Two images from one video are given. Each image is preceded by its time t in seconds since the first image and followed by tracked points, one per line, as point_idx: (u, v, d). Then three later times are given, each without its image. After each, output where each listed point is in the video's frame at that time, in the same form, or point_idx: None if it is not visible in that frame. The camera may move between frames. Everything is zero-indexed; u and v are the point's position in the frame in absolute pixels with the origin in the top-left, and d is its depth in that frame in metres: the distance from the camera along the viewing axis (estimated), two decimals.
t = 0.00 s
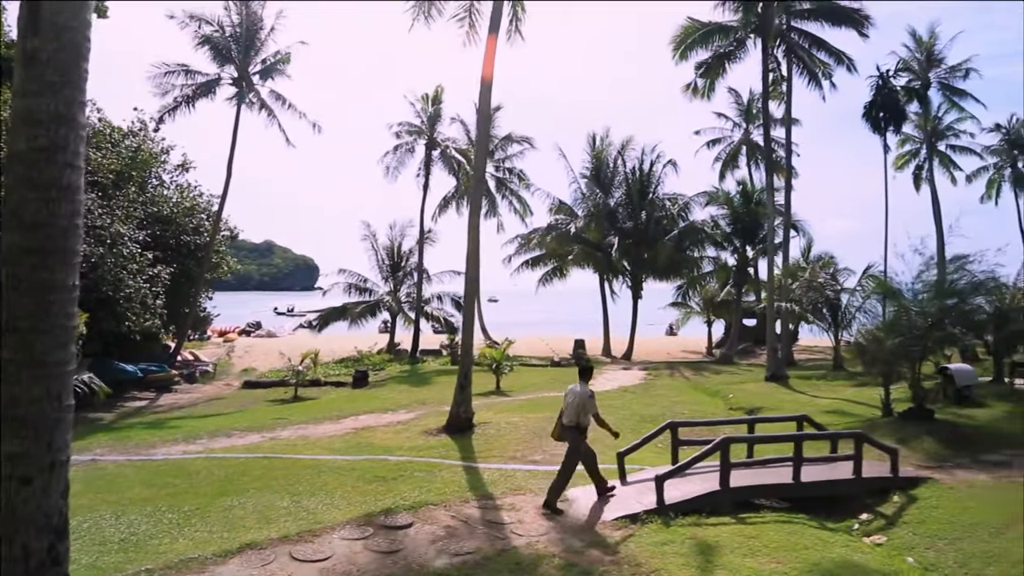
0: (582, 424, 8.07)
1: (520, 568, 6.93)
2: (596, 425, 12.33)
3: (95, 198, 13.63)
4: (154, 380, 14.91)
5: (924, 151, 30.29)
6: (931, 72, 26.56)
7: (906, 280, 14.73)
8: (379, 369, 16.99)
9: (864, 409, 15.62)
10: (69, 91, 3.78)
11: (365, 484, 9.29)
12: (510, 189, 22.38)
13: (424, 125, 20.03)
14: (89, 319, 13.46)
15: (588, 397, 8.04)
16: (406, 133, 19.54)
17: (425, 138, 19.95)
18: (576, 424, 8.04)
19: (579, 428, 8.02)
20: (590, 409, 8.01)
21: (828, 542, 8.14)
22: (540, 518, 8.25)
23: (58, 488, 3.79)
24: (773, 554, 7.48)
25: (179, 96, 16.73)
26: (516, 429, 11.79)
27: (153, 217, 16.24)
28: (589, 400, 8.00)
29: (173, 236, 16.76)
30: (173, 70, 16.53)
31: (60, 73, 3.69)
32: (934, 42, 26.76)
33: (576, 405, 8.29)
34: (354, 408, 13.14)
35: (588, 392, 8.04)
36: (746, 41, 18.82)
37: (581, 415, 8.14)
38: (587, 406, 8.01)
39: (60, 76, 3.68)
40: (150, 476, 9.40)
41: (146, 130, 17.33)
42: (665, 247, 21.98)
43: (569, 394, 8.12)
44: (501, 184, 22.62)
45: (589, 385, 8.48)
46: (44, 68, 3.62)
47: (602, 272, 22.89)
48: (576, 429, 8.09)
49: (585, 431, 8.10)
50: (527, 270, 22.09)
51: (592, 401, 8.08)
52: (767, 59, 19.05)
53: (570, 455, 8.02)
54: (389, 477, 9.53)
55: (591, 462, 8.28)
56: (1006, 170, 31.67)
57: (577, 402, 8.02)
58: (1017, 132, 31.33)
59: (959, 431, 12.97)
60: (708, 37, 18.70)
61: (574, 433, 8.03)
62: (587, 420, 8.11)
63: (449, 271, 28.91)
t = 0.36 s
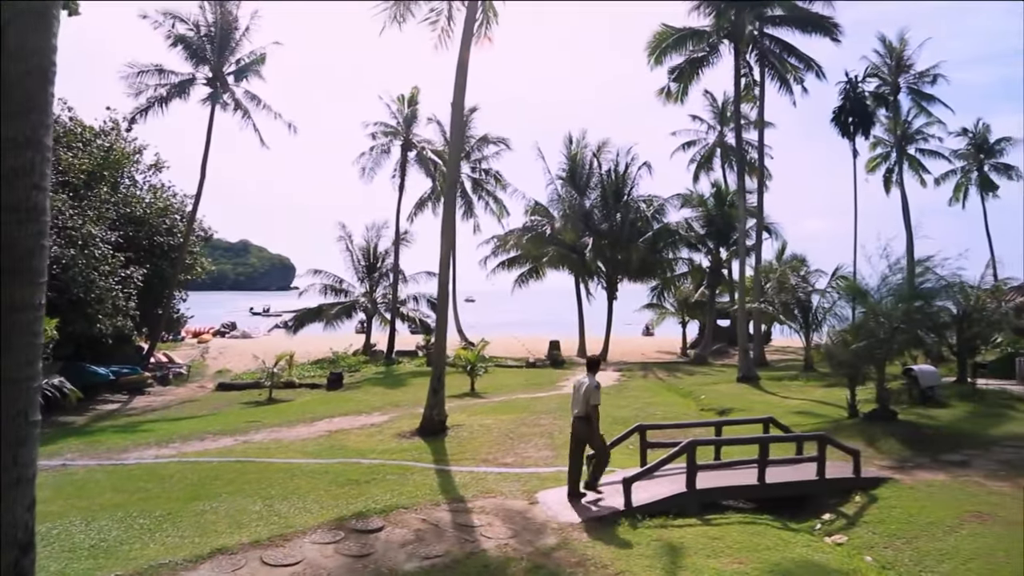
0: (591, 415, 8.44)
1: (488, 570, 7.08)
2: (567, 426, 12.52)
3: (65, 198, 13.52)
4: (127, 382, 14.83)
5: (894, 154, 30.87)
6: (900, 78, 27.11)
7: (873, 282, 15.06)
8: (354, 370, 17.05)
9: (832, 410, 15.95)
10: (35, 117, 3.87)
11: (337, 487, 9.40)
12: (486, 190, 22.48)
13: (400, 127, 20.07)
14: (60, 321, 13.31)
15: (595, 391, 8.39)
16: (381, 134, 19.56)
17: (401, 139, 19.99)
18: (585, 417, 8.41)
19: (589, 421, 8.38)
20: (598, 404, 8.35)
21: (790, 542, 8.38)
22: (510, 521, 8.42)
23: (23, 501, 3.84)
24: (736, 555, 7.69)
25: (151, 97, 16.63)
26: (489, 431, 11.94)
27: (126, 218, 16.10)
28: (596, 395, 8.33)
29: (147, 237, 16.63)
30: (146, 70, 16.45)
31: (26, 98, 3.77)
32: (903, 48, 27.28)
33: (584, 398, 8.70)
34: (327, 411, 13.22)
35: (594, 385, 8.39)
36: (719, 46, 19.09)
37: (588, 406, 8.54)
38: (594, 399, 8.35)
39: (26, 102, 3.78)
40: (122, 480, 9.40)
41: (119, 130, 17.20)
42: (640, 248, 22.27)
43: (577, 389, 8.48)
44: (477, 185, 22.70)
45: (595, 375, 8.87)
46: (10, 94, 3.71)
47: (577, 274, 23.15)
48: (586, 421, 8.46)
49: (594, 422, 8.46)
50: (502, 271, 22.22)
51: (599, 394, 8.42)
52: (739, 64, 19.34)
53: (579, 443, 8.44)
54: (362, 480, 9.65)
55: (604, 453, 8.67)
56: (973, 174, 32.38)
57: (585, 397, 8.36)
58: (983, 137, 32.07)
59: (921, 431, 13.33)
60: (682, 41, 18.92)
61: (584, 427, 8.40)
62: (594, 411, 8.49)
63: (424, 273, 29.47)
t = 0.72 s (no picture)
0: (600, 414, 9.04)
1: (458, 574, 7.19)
2: (539, 428, 12.69)
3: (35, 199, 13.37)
4: (98, 386, 14.73)
5: (865, 158, 31.44)
6: (871, 83, 27.64)
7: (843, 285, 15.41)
8: (329, 373, 17.12)
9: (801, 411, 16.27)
10: None
11: (310, 492, 9.50)
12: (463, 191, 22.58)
13: (375, 128, 20.08)
14: (29, 323, 13.13)
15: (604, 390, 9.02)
16: (357, 135, 19.54)
17: (376, 141, 19.99)
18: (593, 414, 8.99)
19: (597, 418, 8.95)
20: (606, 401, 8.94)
21: (754, 543, 8.60)
22: (480, 525, 8.56)
23: None
24: (700, 556, 7.89)
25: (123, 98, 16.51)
26: (461, 434, 12.08)
27: (98, 219, 15.94)
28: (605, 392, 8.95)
29: (118, 238, 16.47)
30: (119, 69, 16.32)
31: None
32: (874, 54, 27.80)
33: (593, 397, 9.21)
34: (301, 414, 13.31)
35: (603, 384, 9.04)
36: (691, 52, 19.35)
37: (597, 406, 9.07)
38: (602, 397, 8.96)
39: None
40: (93, 486, 9.40)
41: (90, 130, 17.04)
42: (615, 250, 22.55)
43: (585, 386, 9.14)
44: (453, 186, 22.77)
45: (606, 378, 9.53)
46: None
47: (552, 275, 23.36)
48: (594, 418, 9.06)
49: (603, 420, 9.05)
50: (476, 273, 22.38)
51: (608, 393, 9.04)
52: (712, 69, 19.62)
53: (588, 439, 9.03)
54: (334, 485, 9.76)
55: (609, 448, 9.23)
56: (941, 177, 33.10)
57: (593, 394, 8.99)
58: (951, 141, 32.80)
59: (885, 432, 13.70)
60: (655, 46, 19.16)
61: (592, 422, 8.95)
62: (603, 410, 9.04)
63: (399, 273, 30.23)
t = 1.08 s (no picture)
0: (600, 411, 9.77)
1: None
2: (512, 432, 12.87)
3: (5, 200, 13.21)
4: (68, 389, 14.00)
5: (837, 161, 31.99)
6: (842, 87, 28.16)
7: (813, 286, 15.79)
8: (303, 376, 17.17)
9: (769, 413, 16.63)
10: None
11: (283, 497, 9.57)
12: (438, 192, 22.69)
13: (351, 129, 20.09)
14: None
15: (605, 388, 9.76)
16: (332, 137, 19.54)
17: (352, 142, 19.99)
18: (594, 411, 9.68)
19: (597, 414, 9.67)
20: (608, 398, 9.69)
21: (718, 545, 8.82)
22: (450, 530, 8.71)
23: None
24: (665, 559, 8.09)
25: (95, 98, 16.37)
26: (434, 438, 12.21)
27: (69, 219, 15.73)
28: (606, 390, 9.71)
29: (89, 240, 16.31)
30: (91, 69, 16.20)
31: None
32: (845, 59, 28.34)
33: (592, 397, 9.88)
34: (275, 418, 13.37)
35: (604, 384, 9.79)
36: (665, 57, 19.62)
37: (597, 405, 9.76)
38: (603, 394, 9.70)
39: None
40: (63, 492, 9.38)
41: (62, 131, 16.88)
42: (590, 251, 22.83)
43: (585, 385, 9.88)
44: (429, 188, 22.86)
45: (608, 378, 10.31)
46: None
47: (528, 277, 23.61)
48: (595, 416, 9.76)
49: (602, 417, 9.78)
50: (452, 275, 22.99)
51: (608, 391, 9.81)
52: (685, 73, 19.91)
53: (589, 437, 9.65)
54: (307, 490, 9.84)
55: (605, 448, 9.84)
56: (910, 181, 33.76)
57: (594, 392, 9.70)
58: (920, 145, 33.48)
59: (850, 434, 14.05)
60: (629, 50, 19.40)
61: (593, 419, 9.66)
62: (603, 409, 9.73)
63: (376, 276, 30.91)
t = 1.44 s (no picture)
0: (601, 407, 10.61)
1: None
2: (485, 434, 13.02)
3: None
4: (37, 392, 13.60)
5: (809, 164, 32.50)
6: (814, 92, 28.62)
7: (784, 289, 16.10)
8: (278, 379, 17.20)
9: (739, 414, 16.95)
10: None
11: (256, 502, 9.63)
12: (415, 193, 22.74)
13: (326, 130, 20.06)
14: None
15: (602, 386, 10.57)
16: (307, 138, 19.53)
17: (328, 144, 19.96)
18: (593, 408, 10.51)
19: (597, 411, 10.52)
20: (605, 395, 10.53)
21: (685, 546, 9.03)
22: (422, 533, 8.84)
23: None
24: (632, 561, 8.28)
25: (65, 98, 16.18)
26: (408, 441, 12.32)
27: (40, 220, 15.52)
28: (603, 387, 10.56)
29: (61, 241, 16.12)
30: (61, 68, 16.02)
31: None
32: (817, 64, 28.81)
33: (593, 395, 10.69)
34: (249, 422, 13.41)
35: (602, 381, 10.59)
36: (639, 62, 19.85)
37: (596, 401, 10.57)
38: (601, 391, 10.56)
39: None
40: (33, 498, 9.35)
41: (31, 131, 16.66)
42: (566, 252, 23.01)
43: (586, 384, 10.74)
44: (406, 189, 22.91)
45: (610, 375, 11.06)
46: None
47: (503, 279, 23.86)
48: (596, 412, 10.61)
49: (603, 413, 10.63)
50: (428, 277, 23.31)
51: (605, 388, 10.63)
52: (659, 77, 20.12)
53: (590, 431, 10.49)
54: (279, 494, 9.92)
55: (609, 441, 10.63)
56: (881, 184, 34.38)
57: (592, 390, 10.56)
58: (890, 149, 34.14)
59: (816, 436, 14.36)
60: (604, 56, 19.60)
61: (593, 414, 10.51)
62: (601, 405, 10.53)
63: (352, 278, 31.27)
